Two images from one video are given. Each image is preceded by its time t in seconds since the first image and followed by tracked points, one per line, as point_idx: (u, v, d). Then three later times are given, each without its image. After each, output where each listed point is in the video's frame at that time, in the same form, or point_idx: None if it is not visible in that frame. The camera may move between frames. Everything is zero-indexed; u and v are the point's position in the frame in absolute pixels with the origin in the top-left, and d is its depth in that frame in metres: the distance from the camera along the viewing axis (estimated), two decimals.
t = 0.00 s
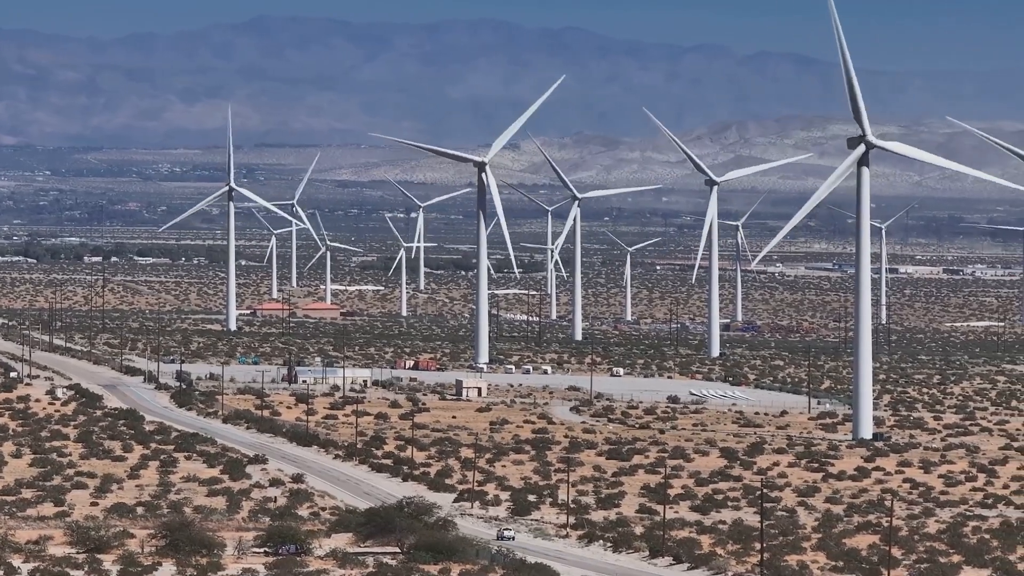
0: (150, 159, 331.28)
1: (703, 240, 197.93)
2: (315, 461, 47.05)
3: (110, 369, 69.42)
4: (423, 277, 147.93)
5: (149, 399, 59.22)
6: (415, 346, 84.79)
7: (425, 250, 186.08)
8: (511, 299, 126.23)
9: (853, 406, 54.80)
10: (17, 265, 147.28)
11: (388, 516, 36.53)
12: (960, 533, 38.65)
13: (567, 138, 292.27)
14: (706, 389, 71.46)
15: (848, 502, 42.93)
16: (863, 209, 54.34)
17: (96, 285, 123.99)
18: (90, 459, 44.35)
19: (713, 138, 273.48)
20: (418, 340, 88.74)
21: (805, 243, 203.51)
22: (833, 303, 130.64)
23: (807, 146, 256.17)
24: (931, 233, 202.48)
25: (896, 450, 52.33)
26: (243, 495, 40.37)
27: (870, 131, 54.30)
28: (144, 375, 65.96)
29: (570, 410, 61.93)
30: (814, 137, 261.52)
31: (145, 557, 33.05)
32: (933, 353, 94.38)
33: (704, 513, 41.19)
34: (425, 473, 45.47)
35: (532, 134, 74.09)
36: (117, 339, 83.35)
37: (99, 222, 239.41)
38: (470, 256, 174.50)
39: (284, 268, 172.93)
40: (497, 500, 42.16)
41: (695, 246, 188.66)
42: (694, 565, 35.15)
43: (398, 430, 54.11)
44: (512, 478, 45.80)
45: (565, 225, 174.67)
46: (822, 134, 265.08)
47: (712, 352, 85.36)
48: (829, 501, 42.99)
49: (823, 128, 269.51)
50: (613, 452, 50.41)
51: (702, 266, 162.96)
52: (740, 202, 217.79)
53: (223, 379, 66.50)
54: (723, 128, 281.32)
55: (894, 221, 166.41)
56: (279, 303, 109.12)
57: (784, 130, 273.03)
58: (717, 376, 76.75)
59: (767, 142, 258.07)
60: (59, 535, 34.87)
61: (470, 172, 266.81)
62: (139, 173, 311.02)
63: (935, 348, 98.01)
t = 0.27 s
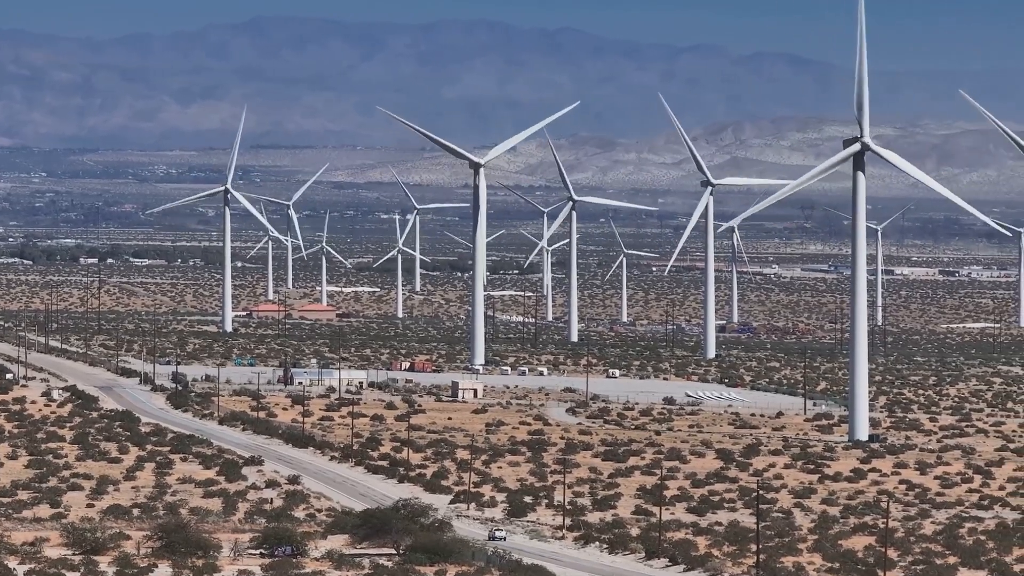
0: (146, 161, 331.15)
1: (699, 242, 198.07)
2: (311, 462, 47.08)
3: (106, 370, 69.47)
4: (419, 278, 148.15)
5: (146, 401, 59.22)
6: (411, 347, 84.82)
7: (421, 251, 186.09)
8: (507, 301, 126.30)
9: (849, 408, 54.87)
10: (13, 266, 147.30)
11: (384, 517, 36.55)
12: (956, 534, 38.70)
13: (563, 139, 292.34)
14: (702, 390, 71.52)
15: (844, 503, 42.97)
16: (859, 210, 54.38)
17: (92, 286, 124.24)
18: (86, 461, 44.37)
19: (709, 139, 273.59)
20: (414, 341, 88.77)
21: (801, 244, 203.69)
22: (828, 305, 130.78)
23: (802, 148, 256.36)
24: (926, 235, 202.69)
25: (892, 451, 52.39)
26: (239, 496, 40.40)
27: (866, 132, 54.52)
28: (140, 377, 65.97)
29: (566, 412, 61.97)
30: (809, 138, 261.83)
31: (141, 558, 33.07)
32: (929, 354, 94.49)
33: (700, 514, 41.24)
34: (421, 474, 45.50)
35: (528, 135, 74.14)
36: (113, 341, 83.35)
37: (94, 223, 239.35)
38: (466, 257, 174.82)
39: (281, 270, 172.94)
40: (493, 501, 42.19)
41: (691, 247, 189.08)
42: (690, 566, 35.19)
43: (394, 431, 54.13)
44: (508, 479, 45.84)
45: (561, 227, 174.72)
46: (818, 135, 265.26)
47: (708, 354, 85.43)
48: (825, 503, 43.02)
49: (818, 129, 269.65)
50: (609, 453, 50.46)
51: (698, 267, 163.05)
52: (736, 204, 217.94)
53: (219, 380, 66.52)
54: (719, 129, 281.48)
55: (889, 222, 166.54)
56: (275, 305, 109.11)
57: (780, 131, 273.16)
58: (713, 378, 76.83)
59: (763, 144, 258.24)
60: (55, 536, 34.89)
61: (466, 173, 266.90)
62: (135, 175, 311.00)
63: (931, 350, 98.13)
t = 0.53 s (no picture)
0: (143, 161, 331.03)
1: (696, 242, 198.15)
2: (308, 462, 47.11)
3: (104, 370, 69.49)
4: (415, 278, 148.26)
5: (143, 401, 59.24)
6: (408, 347, 84.88)
7: (417, 252, 186.07)
8: (504, 300, 126.34)
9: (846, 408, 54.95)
10: (10, 266, 147.18)
11: (380, 517, 36.58)
12: (952, 534, 38.74)
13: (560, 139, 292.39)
14: (698, 389, 71.62)
15: (841, 503, 43.01)
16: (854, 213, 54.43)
17: (88, 286, 124.22)
18: (83, 460, 44.38)
19: (706, 139, 273.69)
20: (410, 341, 88.84)
21: (798, 244, 203.82)
22: (826, 304, 130.87)
23: (799, 147, 256.57)
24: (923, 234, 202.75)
25: (889, 450, 52.42)
26: (236, 496, 40.41)
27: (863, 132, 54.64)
28: (136, 377, 65.99)
29: (562, 412, 61.99)
30: (806, 138, 261.93)
31: (138, 558, 33.08)
32: (926, 354, 94.59)
33: (697, 514, 41.25)
34: (418, 474, 45.52)
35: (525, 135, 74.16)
36: (110, 341, 83.35)
37: (91, 224, 239.24)
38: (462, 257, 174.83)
39: (277, 271, 172.91)
40: (490, 500, 42.21)
41: (688, 247, 189.17)
42: (687, 566, 35.19)
43: (391, 431, 54.13)
44: (505, 479, 45.86)
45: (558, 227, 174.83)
46: (814, 135, 265.48)
47: (705, 354, 85.48)
48: (822, 503, 43.05)
49: (815, 129, 269.87)
50: (606, 452, 50.51)
51: (695, 267, 163.12)
52: (733, 204, 218.05)
53: (216, 380, 66.52)
54: (716, 129, 281.57)
55: (886, 222, 166.64)
56: (272, 304, 109.17)
57: (777, 132, 273.33)
58: (710, 377, 76.90)
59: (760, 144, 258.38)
60: (52, 536, 34.89)
61: (463, 174, 266.90)
62: (131, 175, 310.92)
63: (927, 350, 98.30)
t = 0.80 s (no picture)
0: (139, 159, 330.76)
1: (692, 241, 198.13)
2: (304, 461, 47.10)
3: (99, 369, 69.45)
4: (411, 277, 148.19)
5: (138, 400, 59.23)
6: (404, 346, 84.83)
7: (414, 250, 185.96)
8: (500, 300, 126.27)
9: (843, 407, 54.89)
10: (5, 265, 146.94)
11: (376, 517, 36.60)
12: (948, 533, 38.77)
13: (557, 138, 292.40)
14: (694, 388, 71.61)
15: (837, 502, 43.02)
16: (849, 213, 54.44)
17: (84, 285, 123.90)
18: (78, 460, 44.36)
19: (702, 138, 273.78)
20: (406, 340, 88.77)
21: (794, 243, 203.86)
22: (822, 303, 130.88)
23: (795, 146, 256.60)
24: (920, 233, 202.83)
25: (884, 449, 52.43)
26: (232, 495, 40.40)
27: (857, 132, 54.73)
28: (133, 376, 65.93)
29: (558, 411, 61.99)
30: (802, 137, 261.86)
31: (134, 558, 33.09)
32: (922, 353, 94.61)
33: (693, 513, 41.27)
34: (414, 473, 45.52)
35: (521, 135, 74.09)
36: (106, 339, 83.25)
37: (87, 223, 239.03)
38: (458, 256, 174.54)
39: (274, 270, 172.76)
40: (486, 500, 42.23)
41: (684, 246, 188.90)
42: (683, 565, 35.22)
43: (387, 430, 54.13)
44: (501, 478, 45.85)
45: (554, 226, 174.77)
46: (810, 134, 265.50)
47: (701, 352, 85.49)
48: (818, 502, 43.08)
49: (811, 128, 270.00)
50: (602, 452, 50.51)
51: (691, 266, 163.11)
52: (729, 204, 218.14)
53: (213, 379, 66.50)
54: (712, 129, 281.67)
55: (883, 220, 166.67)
56: (268, 304, 109.13)
57: (773, 131, 273.45)
58: (705, 377, 76.90)
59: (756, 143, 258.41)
60: (48, 535, 34.90)
61: (459, 173, 266.83)
62: (127, 173, 310.67)
63: (923, 349, 98.33)
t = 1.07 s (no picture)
0: (135, 160, 330.64)
1: (688, 241, 198.24)
2: (299, 462, 47.09)
3: (95, 370, 69.46)
4: (407, 278, 148.28)
5: (134, 400, 59.24)
6: (400, 347, 84.87)
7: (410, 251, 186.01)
8: (496, 301, 126.33)
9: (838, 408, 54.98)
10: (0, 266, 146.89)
11: (372, 518, 36.61)
12: (944, 534, 38.81)
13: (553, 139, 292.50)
14: (690, 389, 71.62)
15: (833, 503, 43.05)
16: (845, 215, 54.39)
17: (80, 285, 124.11)
18: (74, 461, 44.36)
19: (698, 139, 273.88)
20: (402, 341, 88.78)
21: (790, 244, 203.99)
22: (817, 304, 131.02)
23: (791, 147, 256.75)
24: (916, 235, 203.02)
25: (879, 450, 52.45)
26: (228, 496, 40.40)
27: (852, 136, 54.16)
28: (128, 377, 65.91)
29: (554, 412, 62.01)
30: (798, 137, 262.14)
31: (130, 558, 33.08)
32: (917, 354, 94.74)
33: (689, 514, 41.29)
34: (410, 474, 45.52)
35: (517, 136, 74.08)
36: (101, 341, 83.25)
37: (83, 224, 238.93)
38: (454, 257, 174.85)
39: (270, 271, 172.75)
40: (482, 501, 42.25)
41: (680, 247, 189.32)
42: (679, 566, 35.24)
43: (383, 432, 54.13)
44: (497, 479, 45.85)
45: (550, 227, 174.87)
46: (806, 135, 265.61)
47: (697, 353, 85.54)
48: (814, 503, 43.11)
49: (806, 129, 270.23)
50: (597, 453, 50.52)
51: (687, 267, 163.22)
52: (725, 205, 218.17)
53: (208, 380, 66.47)
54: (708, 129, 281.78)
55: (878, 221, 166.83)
56: (264, 305, 109.14)
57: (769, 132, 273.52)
58: (701, 378, 76.96)
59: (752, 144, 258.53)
60: (43, 536, 34.91)
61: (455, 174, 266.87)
62: (123, 174, 310.65)
63: (918, 349, 98.48)
